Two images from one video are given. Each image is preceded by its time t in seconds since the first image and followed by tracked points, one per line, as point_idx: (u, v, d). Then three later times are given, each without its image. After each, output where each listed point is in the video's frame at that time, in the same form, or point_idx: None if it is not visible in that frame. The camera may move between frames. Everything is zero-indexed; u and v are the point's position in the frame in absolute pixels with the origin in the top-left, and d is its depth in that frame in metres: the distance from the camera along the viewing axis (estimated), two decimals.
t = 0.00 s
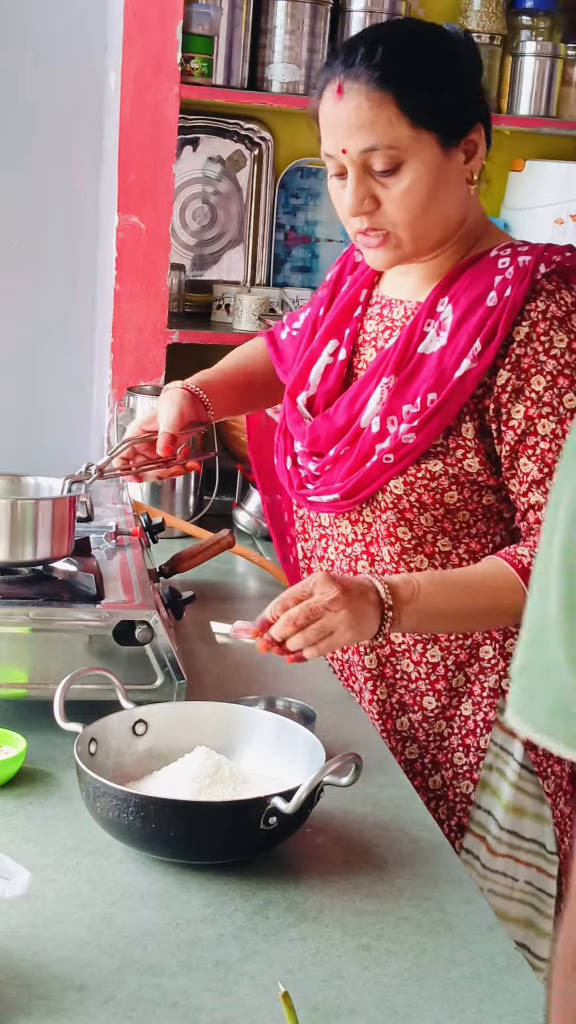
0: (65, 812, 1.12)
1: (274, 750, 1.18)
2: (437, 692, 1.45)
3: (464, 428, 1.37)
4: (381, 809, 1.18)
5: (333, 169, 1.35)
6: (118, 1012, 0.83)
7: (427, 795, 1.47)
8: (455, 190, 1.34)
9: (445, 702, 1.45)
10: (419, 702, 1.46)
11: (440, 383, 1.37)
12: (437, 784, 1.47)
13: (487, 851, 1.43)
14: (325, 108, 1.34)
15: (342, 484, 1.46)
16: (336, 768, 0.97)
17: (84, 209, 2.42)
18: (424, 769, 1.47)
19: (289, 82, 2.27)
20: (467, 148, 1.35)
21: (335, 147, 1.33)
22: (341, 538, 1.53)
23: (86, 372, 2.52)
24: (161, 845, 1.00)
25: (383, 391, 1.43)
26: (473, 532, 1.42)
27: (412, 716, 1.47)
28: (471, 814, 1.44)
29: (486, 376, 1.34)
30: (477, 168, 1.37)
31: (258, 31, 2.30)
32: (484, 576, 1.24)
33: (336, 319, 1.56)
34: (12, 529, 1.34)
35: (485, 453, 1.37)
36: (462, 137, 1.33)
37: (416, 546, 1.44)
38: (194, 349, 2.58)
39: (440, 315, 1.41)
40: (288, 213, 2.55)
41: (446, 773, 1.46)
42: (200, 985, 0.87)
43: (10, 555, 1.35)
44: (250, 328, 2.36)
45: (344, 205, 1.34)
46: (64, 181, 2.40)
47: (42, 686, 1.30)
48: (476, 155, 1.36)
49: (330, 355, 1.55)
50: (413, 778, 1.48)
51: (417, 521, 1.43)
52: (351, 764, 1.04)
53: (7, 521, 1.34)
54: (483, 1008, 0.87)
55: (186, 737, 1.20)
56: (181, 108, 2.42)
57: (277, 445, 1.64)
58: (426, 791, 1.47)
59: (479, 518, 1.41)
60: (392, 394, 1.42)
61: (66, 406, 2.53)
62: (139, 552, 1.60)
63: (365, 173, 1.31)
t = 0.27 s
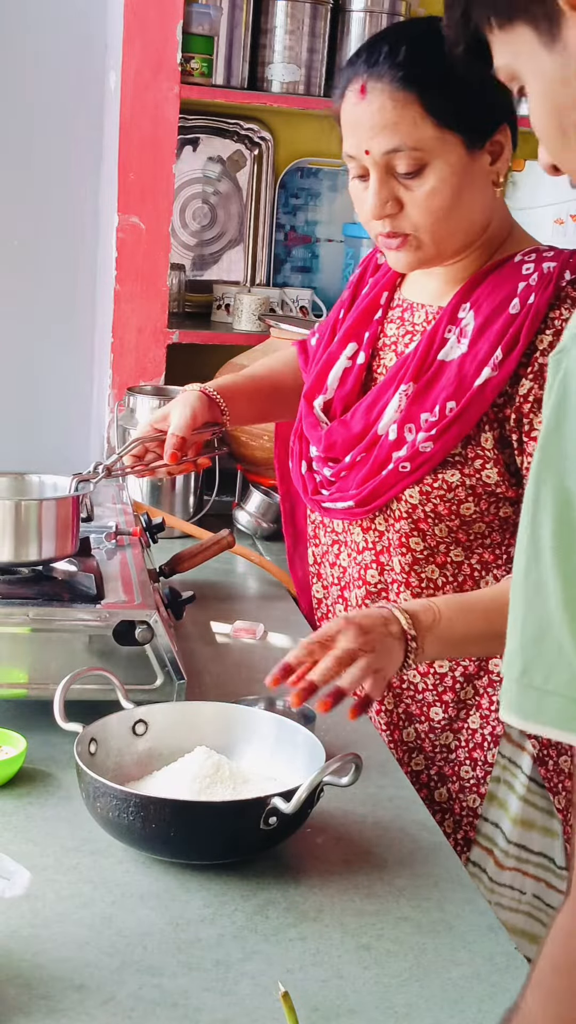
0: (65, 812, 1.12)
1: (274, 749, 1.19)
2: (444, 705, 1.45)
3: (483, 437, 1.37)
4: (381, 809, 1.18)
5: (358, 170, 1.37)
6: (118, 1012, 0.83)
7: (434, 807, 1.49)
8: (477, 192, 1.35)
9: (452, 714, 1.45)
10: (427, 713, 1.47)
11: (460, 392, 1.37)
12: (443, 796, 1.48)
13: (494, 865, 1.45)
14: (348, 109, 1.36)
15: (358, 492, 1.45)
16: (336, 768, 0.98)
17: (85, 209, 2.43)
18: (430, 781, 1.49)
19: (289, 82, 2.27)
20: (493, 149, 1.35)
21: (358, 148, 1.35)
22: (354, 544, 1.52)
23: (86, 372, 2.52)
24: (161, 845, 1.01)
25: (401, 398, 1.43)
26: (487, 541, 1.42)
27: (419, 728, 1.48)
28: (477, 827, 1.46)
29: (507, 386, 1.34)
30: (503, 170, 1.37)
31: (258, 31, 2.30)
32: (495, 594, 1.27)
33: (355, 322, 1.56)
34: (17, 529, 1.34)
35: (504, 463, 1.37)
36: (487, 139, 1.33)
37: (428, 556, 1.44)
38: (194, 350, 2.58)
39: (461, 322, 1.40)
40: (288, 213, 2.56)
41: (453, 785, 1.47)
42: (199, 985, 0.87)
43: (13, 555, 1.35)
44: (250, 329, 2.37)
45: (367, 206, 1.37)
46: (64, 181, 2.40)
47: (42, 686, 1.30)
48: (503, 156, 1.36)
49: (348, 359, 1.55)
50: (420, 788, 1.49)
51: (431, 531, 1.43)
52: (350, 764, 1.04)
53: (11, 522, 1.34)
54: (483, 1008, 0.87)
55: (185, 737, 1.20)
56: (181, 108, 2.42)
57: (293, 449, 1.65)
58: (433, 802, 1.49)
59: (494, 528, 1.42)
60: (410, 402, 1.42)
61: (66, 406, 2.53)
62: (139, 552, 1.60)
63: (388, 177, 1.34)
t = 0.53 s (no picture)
0: (65, 812, 1.12)
1: (274, 749, 1.19)
2: (451, 716, 1.42)
3: (497, 445, 1.33)
4: (381, 809, 1.18)
5: (418, 134, 1.34)
6: (118, 1012, 0.83)
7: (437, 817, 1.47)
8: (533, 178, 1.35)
9: (458, 724, 1.42)
10: (433, 725, 1.44)
11: (474, 398, 1.33)
12: (447, 806, 1.46)
13: (497, 876, 1.44)
14: (414, 72, 1.34)
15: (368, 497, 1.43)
16: (336, 768, 0.97)
17: (85, 209, 2.42)
18: (435, 790, 1.46)
19: (289, 82, 2.27)
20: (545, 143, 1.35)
21: (425, 110, 1.33)
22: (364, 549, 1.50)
23: (86, 372, 2.52)
24: (161, 845, 1.01)
25: (413, 403, 1.40)
26: (501, 551, 1.39)
27: (425, 738, 1.45)
28: (481, 838, 1.44)
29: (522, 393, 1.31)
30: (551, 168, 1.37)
31: (259, 31, 2.30)
32: (515, 619, 1.22)
33: (367, 323, 1.54)
34: (32, 520, 1.42)
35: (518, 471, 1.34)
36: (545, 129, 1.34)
37: (439, 563, 1.42)
38: (194, 349, 2.58)
39: (475, 327, 1.37)
40: (288, 213, 2.57)
41: (457, 794, 1.45)
42: (199, 985, 0.87)
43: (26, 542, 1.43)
44: (250, 329, 2.36)
45: (431, 171, 1.33)
46: (64, 181, 2.40)
47: (42, 686, 1.30)
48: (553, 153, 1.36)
49: (360, 361, 1.54)
50: (423, 797, 1.47)
51: (443, 538, 1.40)
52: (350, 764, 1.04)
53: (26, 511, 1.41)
54: (483, 1008, 0.87)
55: (185, 737, 1.20)
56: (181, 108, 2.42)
57: (302, 450, 1.62)
58: (436, 812, 1.47)
59: (507, 538, 1.38)
60: (422, 407, 1.39)
61: (66, 406, 2.53)
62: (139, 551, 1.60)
63: (459, 138, 1.31)
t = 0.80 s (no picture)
0: (65, 812, 1.12)
1: (274, 749, 1.19)
2: (457, 720, 1.41)
3: (509, 447, 1.33)
4: (381, 809, 1.18)
5: (444, 127, 1.32)
6: (118, 1012, 0.83)
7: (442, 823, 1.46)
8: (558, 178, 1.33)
9: (464, 728, 1.41)
10: (438, 729, 1.42)
11: (487, 399, 1.33)
12: (453, 811, 1.45)
13: (502, 883, 1.43)
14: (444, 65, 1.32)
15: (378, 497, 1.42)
16: (336, 768, 0.97)
17: (85, 209, 2.42)
18: (441, 796, 1.46)
19: (289, 82, 2.27)
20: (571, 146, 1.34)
21: (453, 102, 1.30)
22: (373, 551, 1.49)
23: (86, 372, 2.52)
24: (161, 845, 1.00)
25: (425, 403, 1.40)
26: (509, 556, 1.38)
27: (431, 743, 1.44)
28: (486, 844, 1.44)
29: (535, 395, 1.30)
30: None
31: (259, 32, 2.30)
32: (520, 629, 1.21)
33: (380, 323, 1.54)
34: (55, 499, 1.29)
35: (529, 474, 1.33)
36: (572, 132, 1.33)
37: (448, 567, 1.40)
38: (194, 349, 2.58)
39: (489, 328, 1.37)
40: (288, 213, 2.57)
41: (463, 800, 1.44)
42: (199, 985, 0.87)
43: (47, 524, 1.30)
44: (250, 329, 2.36)
45: (457, 163, 1.30)
46: (65, 182, 2.40)
47: (42, 686, 1.30)
48: None
49: (372, 361, 1.54)
50: (429, 802, 1.46)
51: (453, 541, 1.39)
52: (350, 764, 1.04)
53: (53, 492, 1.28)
54: (483, 1008, 0.87)
55: (185, 737, 1.20)
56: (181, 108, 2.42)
57: (312, 450, 1.62)
58: (442, 817, 1.46)
59: (516, 544, 1.37)
60: (434, 408, 1.39)
61: (66, 406, 2.53)
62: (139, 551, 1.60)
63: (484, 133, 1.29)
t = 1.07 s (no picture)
0: (65, 812, 1.12)
1: (274, 750, 1.19)
2: (463, 720, 1.40)
3: (523, 451, 1.33)
4: (381, 809, 1.18)
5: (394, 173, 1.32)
6: (117, 1012, 0.83)
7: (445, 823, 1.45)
8: (515, 207, 1.29)
9: (469, 727, 1.40)
10: (444, 730, 1.41)
11: (500, 404, 1.33)
12: (455, 811, 1.44)
13: (505, 882, 1.44)
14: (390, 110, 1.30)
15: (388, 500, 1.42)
16: (337, 768, 0.97)
17: (85, 209, 2.42)
18: (444, 796, 1.44)
19: (289, 82, 2.27)
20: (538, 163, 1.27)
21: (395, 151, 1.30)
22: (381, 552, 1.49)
23: (86, 372, 2.52)
24: (162, 845, 1.01)
25: (437, 407, 1.39)
26: (518, 555, 1.39)
27: (435, 745, 1.42)
28: (490, 843, 1.44)
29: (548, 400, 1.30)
30: (545, 187, 1.29)
31: (259, 32, 2.30)
32: (544, 636, 1.19)
33: (391, 323, 1.54)
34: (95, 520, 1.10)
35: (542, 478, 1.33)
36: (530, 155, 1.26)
37: (457, 567, 1.41)
38: (194, 349, 2.58)
39: (501, 332, 1.37)
40: (288, 213, 2.57)
41: (466, 799, 1.44)
42: (199, 985, 0.87)
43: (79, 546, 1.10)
44: (250, 329, 2.37)
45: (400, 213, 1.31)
46: (65, 182, 2.40)
47: (42, 686, 1.30)
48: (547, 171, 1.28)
49: (383, 361, 1.53)
50: (431, 805, 1.44)
51: (463, 542, 1.39)
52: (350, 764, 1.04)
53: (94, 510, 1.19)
54: (483, 1008, 0.87)
55: (185, 737, 1.20)
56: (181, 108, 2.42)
57: (319, 450, 1.62)
58: (445, 817, 1.45)
59: (527, 543, 1.38)
60: (445, 413, 1.38)
61: (66, 405, 2.53)
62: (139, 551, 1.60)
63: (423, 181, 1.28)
